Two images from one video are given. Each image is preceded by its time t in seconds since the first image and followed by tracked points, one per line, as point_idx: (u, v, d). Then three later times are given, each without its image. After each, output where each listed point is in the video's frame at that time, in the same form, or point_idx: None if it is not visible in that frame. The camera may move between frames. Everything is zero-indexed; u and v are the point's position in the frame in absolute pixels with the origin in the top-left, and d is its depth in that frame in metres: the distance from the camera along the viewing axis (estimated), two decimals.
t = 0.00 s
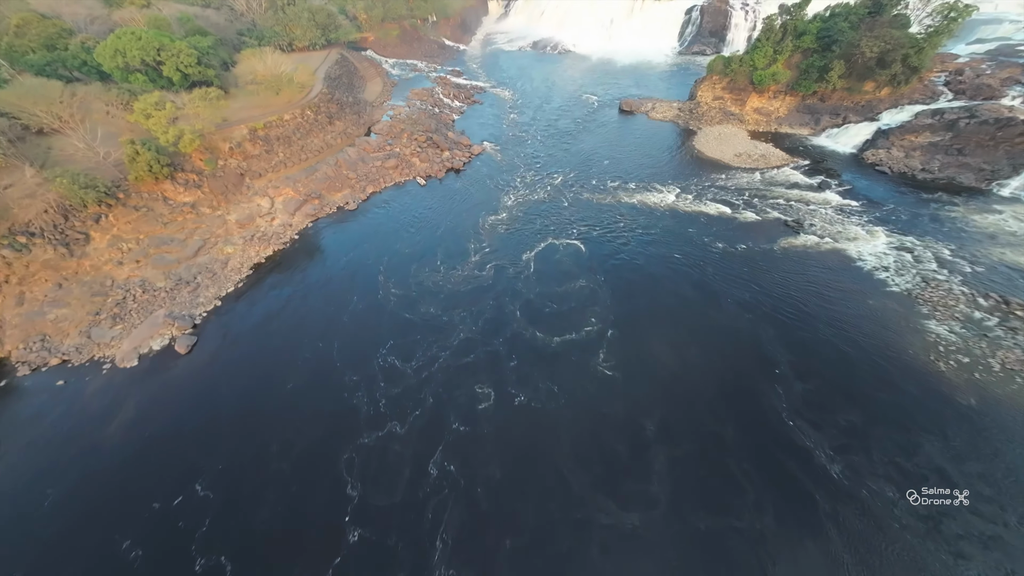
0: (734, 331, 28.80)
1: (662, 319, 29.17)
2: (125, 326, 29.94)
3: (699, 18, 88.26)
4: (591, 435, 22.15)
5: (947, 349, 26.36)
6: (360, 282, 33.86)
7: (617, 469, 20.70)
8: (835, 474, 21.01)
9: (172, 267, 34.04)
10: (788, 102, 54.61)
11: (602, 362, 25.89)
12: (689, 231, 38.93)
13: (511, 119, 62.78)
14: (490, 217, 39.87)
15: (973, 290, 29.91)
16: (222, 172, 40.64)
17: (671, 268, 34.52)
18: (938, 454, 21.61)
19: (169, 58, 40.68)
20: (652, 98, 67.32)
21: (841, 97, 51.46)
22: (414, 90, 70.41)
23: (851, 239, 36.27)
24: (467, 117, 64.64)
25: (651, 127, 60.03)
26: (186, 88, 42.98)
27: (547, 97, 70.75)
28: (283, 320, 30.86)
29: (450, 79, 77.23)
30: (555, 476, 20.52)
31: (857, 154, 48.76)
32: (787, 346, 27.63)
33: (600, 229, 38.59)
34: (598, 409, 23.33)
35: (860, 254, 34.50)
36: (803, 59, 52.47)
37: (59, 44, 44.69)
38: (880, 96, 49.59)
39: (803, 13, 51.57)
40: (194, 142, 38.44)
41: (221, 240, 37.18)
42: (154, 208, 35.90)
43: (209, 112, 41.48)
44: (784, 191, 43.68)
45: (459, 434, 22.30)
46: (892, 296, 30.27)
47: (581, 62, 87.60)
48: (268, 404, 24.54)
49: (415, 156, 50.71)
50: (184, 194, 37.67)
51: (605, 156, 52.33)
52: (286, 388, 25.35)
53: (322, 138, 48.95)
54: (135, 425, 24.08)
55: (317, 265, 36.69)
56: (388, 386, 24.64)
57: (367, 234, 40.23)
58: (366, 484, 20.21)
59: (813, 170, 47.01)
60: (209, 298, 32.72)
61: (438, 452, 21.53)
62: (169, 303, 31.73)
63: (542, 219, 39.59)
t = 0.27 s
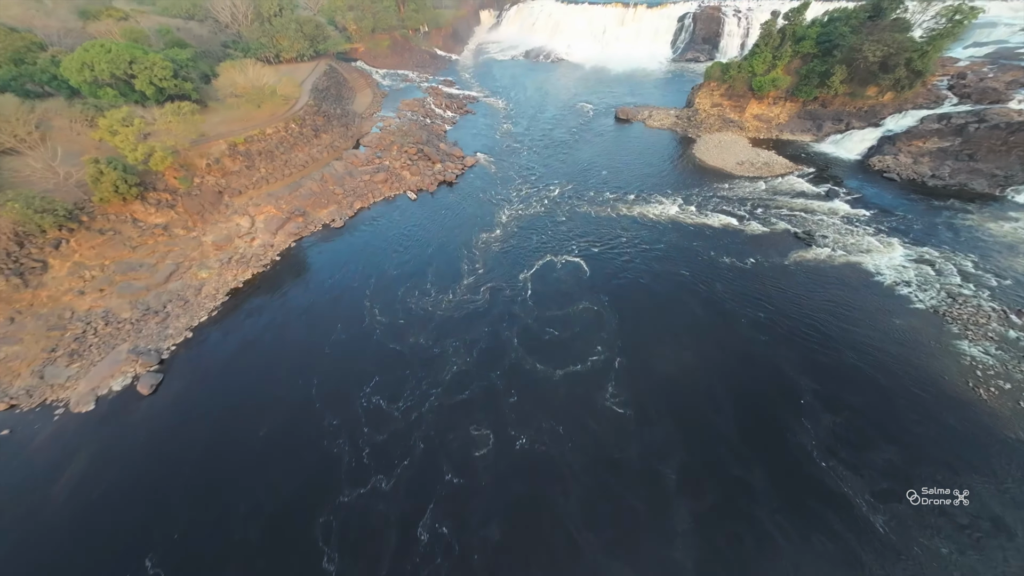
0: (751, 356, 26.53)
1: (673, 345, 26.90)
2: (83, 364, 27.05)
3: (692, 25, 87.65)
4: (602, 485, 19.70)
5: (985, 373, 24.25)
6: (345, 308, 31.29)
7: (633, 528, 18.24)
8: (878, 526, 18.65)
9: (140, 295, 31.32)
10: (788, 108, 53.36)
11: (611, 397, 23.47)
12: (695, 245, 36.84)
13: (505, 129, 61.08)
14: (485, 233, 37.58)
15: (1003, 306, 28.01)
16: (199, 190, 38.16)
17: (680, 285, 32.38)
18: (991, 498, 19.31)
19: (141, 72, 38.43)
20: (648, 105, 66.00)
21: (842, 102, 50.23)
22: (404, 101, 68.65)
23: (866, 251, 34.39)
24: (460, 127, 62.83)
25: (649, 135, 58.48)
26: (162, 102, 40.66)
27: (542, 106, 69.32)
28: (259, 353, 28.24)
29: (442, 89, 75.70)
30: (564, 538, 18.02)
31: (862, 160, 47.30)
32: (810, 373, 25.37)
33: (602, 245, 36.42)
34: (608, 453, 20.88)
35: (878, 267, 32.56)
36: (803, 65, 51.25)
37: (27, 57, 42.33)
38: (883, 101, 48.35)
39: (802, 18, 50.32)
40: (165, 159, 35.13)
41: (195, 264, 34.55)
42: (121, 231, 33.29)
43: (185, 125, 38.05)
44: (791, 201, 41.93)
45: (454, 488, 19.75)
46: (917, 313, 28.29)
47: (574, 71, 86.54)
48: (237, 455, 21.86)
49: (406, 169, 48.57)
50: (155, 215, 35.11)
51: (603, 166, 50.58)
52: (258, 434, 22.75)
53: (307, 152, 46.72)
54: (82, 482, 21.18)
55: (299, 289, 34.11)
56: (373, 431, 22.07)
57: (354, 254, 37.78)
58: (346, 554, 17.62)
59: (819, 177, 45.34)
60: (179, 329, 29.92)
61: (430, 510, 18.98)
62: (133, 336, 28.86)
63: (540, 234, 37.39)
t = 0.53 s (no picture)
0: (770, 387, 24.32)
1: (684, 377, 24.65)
2: (25, 409, 23.94)
3: (684, 33, 87.15)
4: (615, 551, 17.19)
5: None
6: (325, 338, 28.55)
7: None
8: None
9: (97, 326, 28.35)
10: (788, 116, 52.19)
11: (620, 441, 21.08)
12: (702, 261, 34.80)
13: (498, 139, 59.19)
14: (478, 251, 35.18)
15: None
16: (169, 209, 35.47)
17: (687, 307, 30.21)
18: None
19: (108, 83, 35.83)
20: (644, 114, 64.66)
21: (843, 110, 49.11)
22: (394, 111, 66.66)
23: (881, 266, 32.58)
24: (452, 138, 60.86)
25: (646, 144, 56.94)
26: (132, 114, 38.07)
27: (536, 115, 67.74)
28: (227, 391, 25.46)
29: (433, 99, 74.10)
30: None
31: (867, 169, 45.93)
32: (836, 406, 23.19)
33: (603, 264, 34.19)
34: (620, 510, 18.43)
35: (896, 284, 30.67)
36: (802, 73, 50.15)
37: None
38: (885, 109, 47.26)
39: (800, 25, 49.32)
40: (132, 177, 32.44)
41: (162, 289, 31.68)
42: (79, 255, 30.44)
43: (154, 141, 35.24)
44: (798, 212, 40.19)
45: (445, 558, 17.11)
46: (943, 336, 26.39)
47: (568, 79, 85.42)
48: (193, 520, 19.02)
49: (395, 182, 46.29)
50: (119, 237, 32.32)
51: (600, 177, 48.75)
52: (219, 493, 19.92)
53: (290, 166, 44.27)
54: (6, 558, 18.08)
55: (277, 316, 31.37)
56: (351, 488, 19.37)
57: (338, 275, 35.20)
58: None
59: (824, 187, 43.82)
60: (139, 364, 26.95)
61: None
62: (86, 374, 25.87)
63: (537, 252, 35.11)
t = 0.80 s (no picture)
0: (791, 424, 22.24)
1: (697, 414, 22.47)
2: None
3: (679, 41, 85.87)
4: None
5: None
6: (300, 373, 25.74)
7: None
8: None
9: (42, 362, 25.24)
10: (789, 124, 50.97)
11: (630, 494, 18.75)
12: (708, 279, 32.80)
13: (492, 148, 57.18)
14: (470, 270, 32.74)
15: None
16: (133, 226, 32.40)
17: (696, 332, 28.09)
18: None
19: (66, 90, 33.12)
20: (640, 122, 63.18)
21: (845, 119, 48.02)
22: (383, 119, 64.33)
23: (897, 284, 30.85)
24: (444, 147, 58.69)
25: (644, 153, 55.28)
26: (96, 123, 35.23)
27: (530, 123, 65.95)
28: (188, 436, 22.62)
29: (425, 106, 72.12)
30: None
31: (871, 179, 44.65)
32: (864, 445, 21.14)
33: (605, 283, 31.98)
34: None
35: (916, 304, 28.90)
36: (802, 81, 48.98)
37: None
38: (888, 118, 46.15)
39: (800, 33, 48.11)
40: (88, 194, 29.45)
41: (120, 317, 28.64)
42: (26, 280, 27.37)
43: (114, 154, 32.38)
44: (805, 225, 38.56)
45: None
46: (971, 363, 24.56)
47: (562, 86, 84.01)
48: None
49: (382, 194, 43.78)
50: (73, 259, 29.29)
51: (598, 188, 46.81)
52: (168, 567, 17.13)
53: (269, 177, 41.60)
54: None
55: (246, 347, 28.42)
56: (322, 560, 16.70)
57: (317, 298, 32.41)
58: None
59: (829, 199, 42.34)
60: (87, 406, 23.92)
61: None
62: (24, 419, 22.75)
63: (534, 271, 32.79)
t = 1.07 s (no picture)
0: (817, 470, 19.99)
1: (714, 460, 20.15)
2: None
3: (673, 48, 85.36)
4: None
5: None
6: (266, 414, 22.80)
7: None
8: None
9: None
10: (790, 134, 49.64)
11: (644, 564, 16.29)
12: (716, 299, 30.65)
13: (485, 157, 55.02)
14: (461, 292, 30.19)
15: None
16: (87, 244, 29.40)
17: (706, 360, 25.83)
18: None
19: (14, 94, 29.90)
20: (637, 129, 61.57)
21: (847, 129, 46.81)
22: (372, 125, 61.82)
23: (916, 305, 29.01)
24: (435, 155, 56.37)
25: (642, 162, 53.45)
26: (48, 130, 32.26)
27: (524, 130, 63.96)
28: (131, 493, 19.57)
29: (416, 112, 69.73)
30: None
31: (877, 191, 43.27)
32: (901, 495, 18.91)
33: (606, 305, 29.66)
34: None
35: (938, 328, 27.01)
36: (804, 89, 47.70)
37: None
38: (892, 128, 44.96)
39: (801, 40, 46.94)
40: (30, 210, 26.34)
41: (66, 348, 25.52)
42: None
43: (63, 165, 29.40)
44: (813, 239, 36.82)
45: None
46: (1006, 396, 22.58)
47: (556, 93, 82.36)
48: None
49: (367, 206, 41.13)
50: (13, 283, 26.11)
51: (595, 199, 44.72)
52: None
53: (245, 189, 38.79)
54: None
55: (209, 381, 25.41)
56: None
57: (291, 324, 29.50)
58: None
59: (836, 211, 40.74)
60: (17, 457, 20.75)
61: None
62: None
63: (530, 292, 30.35)
